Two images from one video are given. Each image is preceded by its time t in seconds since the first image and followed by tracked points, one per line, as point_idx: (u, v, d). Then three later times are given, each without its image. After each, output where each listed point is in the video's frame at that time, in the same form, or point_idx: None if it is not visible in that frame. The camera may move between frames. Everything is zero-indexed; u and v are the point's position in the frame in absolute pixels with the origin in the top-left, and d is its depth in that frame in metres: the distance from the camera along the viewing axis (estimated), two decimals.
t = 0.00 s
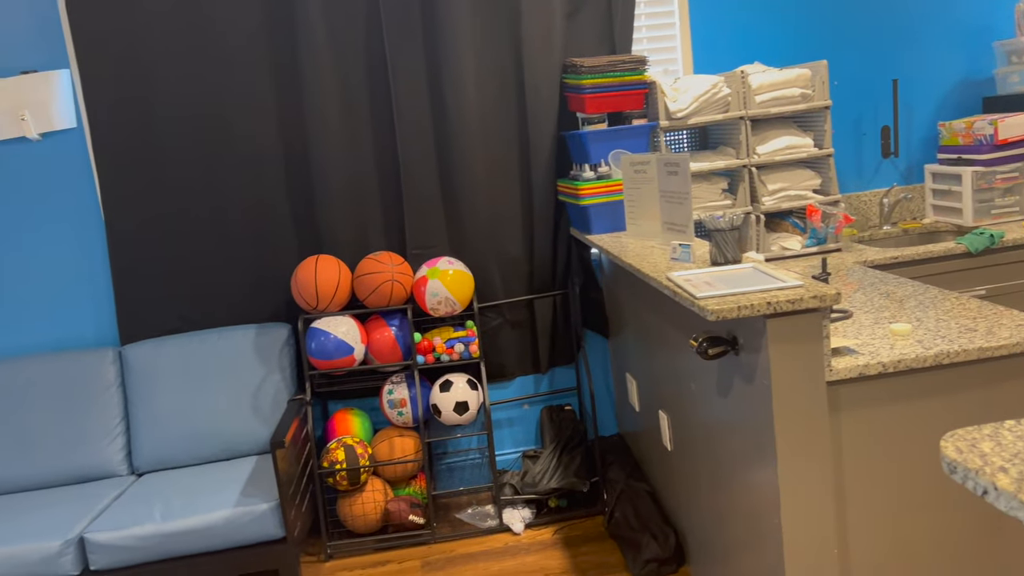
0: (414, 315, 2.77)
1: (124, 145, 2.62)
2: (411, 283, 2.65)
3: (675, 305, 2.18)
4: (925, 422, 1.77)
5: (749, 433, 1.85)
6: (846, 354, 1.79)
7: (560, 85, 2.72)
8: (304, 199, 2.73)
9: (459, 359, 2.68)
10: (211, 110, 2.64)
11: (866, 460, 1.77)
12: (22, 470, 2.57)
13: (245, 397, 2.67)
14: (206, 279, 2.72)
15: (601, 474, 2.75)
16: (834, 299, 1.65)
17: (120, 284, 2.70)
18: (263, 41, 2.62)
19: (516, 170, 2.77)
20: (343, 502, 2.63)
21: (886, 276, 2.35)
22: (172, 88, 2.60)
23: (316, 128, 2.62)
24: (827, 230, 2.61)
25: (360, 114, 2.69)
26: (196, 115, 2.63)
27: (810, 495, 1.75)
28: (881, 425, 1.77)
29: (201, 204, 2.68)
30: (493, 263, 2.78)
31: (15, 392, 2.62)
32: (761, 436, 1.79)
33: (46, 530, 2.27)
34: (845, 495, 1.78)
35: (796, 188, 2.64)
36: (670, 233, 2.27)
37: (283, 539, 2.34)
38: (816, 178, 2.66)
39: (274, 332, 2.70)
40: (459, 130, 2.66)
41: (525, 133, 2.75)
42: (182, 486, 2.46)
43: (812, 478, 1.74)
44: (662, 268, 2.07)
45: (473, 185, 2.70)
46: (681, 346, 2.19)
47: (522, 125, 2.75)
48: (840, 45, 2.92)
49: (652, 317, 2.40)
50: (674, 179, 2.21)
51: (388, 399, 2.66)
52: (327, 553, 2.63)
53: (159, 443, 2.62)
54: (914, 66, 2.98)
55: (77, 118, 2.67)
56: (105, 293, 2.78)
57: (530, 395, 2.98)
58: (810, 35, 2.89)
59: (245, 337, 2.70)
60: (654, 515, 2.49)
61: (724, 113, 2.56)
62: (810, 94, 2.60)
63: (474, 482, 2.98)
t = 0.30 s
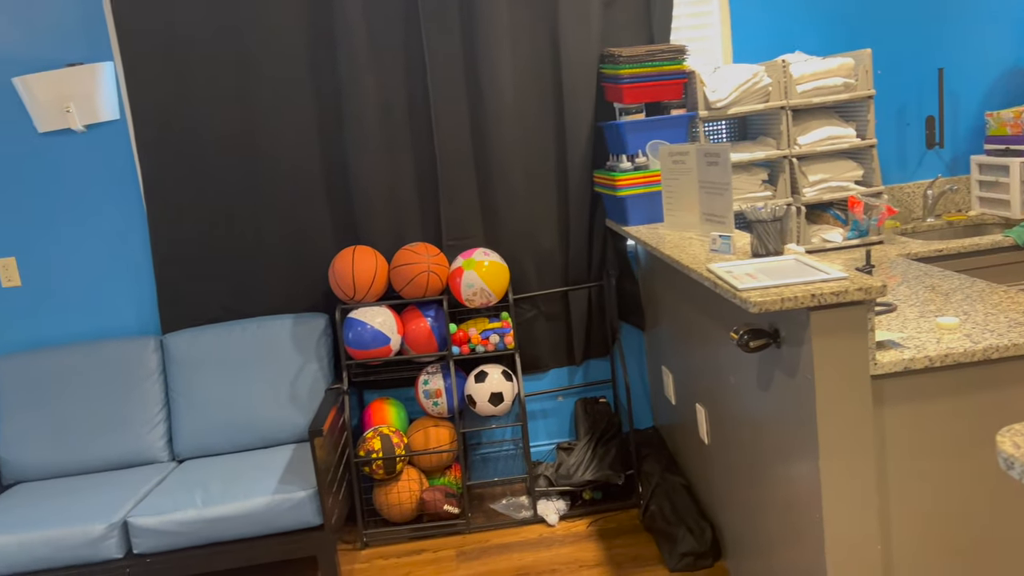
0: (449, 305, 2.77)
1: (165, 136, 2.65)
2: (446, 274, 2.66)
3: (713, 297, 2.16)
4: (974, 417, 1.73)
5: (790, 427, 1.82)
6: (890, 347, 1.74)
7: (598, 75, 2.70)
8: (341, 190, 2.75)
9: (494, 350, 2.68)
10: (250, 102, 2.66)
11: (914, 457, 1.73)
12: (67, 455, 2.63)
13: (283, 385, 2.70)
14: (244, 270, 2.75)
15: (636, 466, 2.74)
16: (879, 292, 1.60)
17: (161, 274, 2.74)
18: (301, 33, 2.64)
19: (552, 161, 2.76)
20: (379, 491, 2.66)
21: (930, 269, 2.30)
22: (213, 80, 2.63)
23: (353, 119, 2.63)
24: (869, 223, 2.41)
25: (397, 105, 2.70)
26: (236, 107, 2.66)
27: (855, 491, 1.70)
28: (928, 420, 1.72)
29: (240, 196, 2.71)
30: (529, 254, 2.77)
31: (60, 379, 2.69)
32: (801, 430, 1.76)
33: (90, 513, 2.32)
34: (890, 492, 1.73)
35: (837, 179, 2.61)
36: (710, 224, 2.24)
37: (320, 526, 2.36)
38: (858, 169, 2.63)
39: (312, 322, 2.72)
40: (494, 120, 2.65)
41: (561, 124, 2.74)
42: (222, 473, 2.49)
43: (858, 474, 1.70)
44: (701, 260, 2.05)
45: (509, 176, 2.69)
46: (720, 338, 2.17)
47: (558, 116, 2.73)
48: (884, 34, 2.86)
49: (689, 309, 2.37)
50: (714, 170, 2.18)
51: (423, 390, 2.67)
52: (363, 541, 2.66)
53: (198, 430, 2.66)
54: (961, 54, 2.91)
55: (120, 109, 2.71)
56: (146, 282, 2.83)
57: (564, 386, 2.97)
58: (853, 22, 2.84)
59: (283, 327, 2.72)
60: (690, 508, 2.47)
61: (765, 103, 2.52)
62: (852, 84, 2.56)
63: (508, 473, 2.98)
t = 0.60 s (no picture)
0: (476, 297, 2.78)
1: (196, 127, 2.67)
2: (474, 265, 2.66)
3: (744, 289, 2.14)
4: (1011, 412, 1.69)
5: (821, 421, 1.80)
6: (925, 341, 1.70)
7: (627, 65, 2.68)
8: (369, 182, 2.76)
9: (521, 342, 2.68)
10: (280, 94, 2.68)
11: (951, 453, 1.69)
12: (101, 442, 2.68)
13: (312, 375, 2.72)
14: (274, 261, 2.78)
15: (663, 459, 2.72)
16: (914, 284, 1.56)
17: (192, 265, 2.77)
18: (331, 25, 2.65)
19: (580, 152, 2.75)
20: (406, 480, 2.67)
21: (965, 262, 2.26)
22: (244, 72, 2.66)
23: (382, 111, 2.64)
24: (903, 215, 2.50)
25: (425, 97, 2.70)
26: (267, 99, 2.68)
27: (890, 486, 1.68)
28: (967, 416, 1.68)
29: (270, 187, 2.73)
30: (556, 246, 2.77)
31: (95, 367, 2.73)
32: (833, 424, 1.74)
33: (124, 499, 2.36)
34: (926, 488, 1.70)
35: (870, 170, 2.57)
36: (741, 215, 2.22)
37: (349, 515, 2.38)
38: (891, 160, 2.59)
39: (341, 313, 2.74)
40: (522, 112, 2.65)
41: (589, 115, 2.72)
42: (252, 461, 2.52)
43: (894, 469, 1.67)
44: (732, 251, 2.03)
45: (536, 167, 2.69)
46: (750, 331, 2.15)
47: (587, 108, 2.72)
48: (919, 24, 2.81)
49: (719, 301, 2.36)
50: (745, 161, 2.16)
51: (450, 380, 2.68)
52: (390, 530, 2.68)
53: (229, 418, 2.69)
54: (998, 44, 2.86)
55: (153, 101, 2.74)
56: (178, 273, 2.86)
57: (591, 379, 2.96)
58: (888, 11, 2.79)
59: (312, 317, 2.75)
60: (718, 502, 2.46)
61: (797, 93, 2.49)
62: (887, 74, 2.52)
63: (534, 464, 3.00)
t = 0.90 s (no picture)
0: (489, 291, 2.78)
1: (211, 121, 2.68)
2: (487, 259, 2.66)
3: (758, 283, 2.13)
4: None
5: (836, 415, 1.79)
6: (941, 335, 1.69)
7: (641, 59, 2.67)
8: (382, 176, 2.77)
9: (533, 336, 2.69)
10: (294, 87, 2.69)
11: (968, 448, 1.68)
12: (116, 433, 2.70)
13: (325, 368, 2.73)
14: (287, 254, 2.79)
15: (676, 454, 2.71)
16: (930, 278, 1.55)
17: (206, 258, 2.79)
18: (345, 18, 2.65)
19: (593, 146, 2.74)
20: (418, 473, 2.69)
21: (983, 257, 2.24)
22: (258, 66, 2.67)
23: (395, 104, 2.64)
24: (918, 210, 2.42)
25: (439, 90, 2.70)
26: (280, 92, 2.69)
27: (906, 481, 1.67)
28: (984, 411, 1.66)
29: (284, 180, 2.74)
30: (569, 240, 2.76)
31: (110, 359, 2.75)
32: (848, 419, 1.73)
33: (139, 490, 2.38)
34: (942, 483, 1.69)
35: (886, 165, 2.54)
36: (755, 209, 2.20)
37: (361, 507, 2.39)
38: (908, 154, 2.57)
39: (354, 306, 2.75)
40: (536, 105, 2.64)
41: (603, 109, 2.71)
42: (265, 453, 2.53)
43: (910, 464, 1.66)
44: (746, 245, 2.02)
45: (550, 161, 2.68)
46: (764, 325, 2.14)
47: (600, 101, 2.71)
48: (937, 16, 2.79)
49: (733, 296, 2.34)
50: (760, 154, 2.15)
51: (462, 374, 2.69)
52: (403, 523, 2.71)
53: (242, 411, 2.71)
54: (1018, 36, 2.82)
55: (167, 95, 2.76)
56: (192, 266, 2.88)
57: (603, 373, 2.96)
58: (905, 3, 2.77)
59: (325, 310, 2.76)
60: (731, 497, 2.45)
61: (812, 86, 2.48)
62: (904, 67, 2.49)
63: (546, 458, 2.99)
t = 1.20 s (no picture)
0: (484, 290, 2.79)
1: (206, 120, 2.69)
2: (482, 259, 2.66)
3: (751, 283, 2.14)
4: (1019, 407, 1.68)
5: (827, 415, 1.79)
6: (931, 335, 1.70)
7: (635, 59, 2.68)
8: (377, 175, 2.77)
9: (528, 335, 2.69)
10: (289, 87, 2.69)
11: (958, 448, 1.69)
12: (112, 432, 2.70)
13: (319, 367, 2.73)
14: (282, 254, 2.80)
15: (670, 453, 2.72)
16: (920, 279, 1.56)
17: (201, 257, 2.79)
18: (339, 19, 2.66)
19: (588, 146, 2.75)
20: (413, 472, 2.69)
21: (974, 257, 2.25)
22: (253, 66, 2.67)
23: (390, 104, 2.64)
24: (911, 210, 2.31)
25: (433, 90, 2.71)
26: (275, 92, 2.69)
27: (896, 480, 1.68)
28: (974, 411, 1.67)
29: (279, 180, 2.74)
30: (563, 240, 2.77)
31: (105, 358, 2.76)
32: (838, 419, 1.74)
33: (134, 489, 2.38)
34: (933, 483, 1.70)
35: (879, 165, 2.56)
36: (748, 210, 2.21)
37: (356, 506, 2.39)
38: (901, 155, 2.57)
39: (349, 305, 2.76)
40: (530, 106, 2.65)
41: (597, 109, 2.72)
42: (260, 452, 2.54)
43: (900, 463, 1.67)
44: (739, 245, 2.03)
45: (544, 161, 2.69)
46: (757, 325, 2.14)
47: (594, 102, 2.72)
48: (931, 17, 2.80)
49: (726, 296, 2.35)
50: (753, 155, 2.16)
51: (457, 373, 2.69)
52: (398, 522, 2.71)
53: (237, 410, 2.71)
54: (1011, 38, 2.84)
55: (162, 94, 2.76)
56: (187, 265, 2.88)
57: (598, 372, 2.97)
58: (899, 4, 2.78)
59: (320, 310, 2.76)
60: (724, 496, 2.46)
61: (806, 87, 2.49)
62: (897, 68, 2.50)
63: (541, 457, 3.00)
